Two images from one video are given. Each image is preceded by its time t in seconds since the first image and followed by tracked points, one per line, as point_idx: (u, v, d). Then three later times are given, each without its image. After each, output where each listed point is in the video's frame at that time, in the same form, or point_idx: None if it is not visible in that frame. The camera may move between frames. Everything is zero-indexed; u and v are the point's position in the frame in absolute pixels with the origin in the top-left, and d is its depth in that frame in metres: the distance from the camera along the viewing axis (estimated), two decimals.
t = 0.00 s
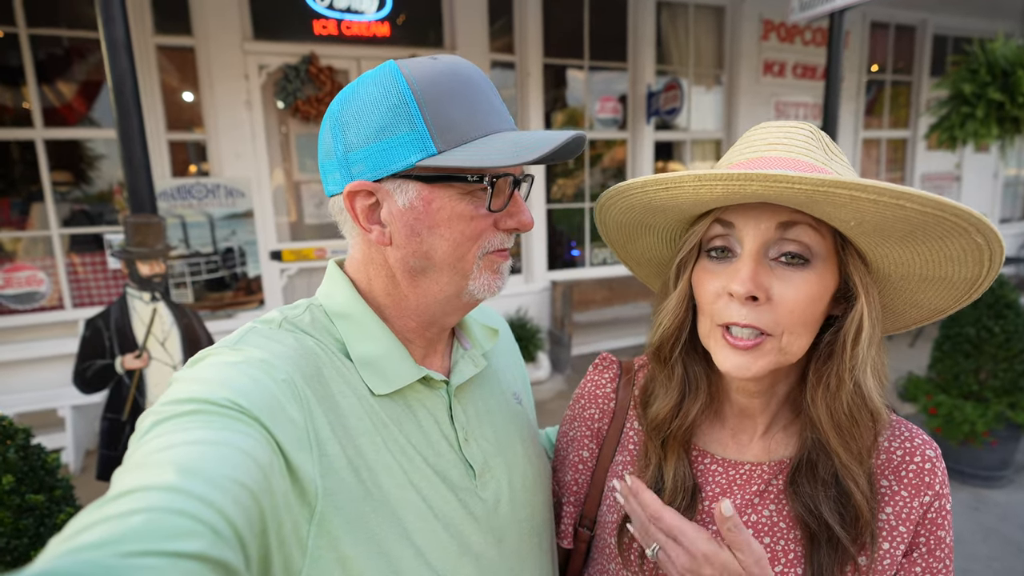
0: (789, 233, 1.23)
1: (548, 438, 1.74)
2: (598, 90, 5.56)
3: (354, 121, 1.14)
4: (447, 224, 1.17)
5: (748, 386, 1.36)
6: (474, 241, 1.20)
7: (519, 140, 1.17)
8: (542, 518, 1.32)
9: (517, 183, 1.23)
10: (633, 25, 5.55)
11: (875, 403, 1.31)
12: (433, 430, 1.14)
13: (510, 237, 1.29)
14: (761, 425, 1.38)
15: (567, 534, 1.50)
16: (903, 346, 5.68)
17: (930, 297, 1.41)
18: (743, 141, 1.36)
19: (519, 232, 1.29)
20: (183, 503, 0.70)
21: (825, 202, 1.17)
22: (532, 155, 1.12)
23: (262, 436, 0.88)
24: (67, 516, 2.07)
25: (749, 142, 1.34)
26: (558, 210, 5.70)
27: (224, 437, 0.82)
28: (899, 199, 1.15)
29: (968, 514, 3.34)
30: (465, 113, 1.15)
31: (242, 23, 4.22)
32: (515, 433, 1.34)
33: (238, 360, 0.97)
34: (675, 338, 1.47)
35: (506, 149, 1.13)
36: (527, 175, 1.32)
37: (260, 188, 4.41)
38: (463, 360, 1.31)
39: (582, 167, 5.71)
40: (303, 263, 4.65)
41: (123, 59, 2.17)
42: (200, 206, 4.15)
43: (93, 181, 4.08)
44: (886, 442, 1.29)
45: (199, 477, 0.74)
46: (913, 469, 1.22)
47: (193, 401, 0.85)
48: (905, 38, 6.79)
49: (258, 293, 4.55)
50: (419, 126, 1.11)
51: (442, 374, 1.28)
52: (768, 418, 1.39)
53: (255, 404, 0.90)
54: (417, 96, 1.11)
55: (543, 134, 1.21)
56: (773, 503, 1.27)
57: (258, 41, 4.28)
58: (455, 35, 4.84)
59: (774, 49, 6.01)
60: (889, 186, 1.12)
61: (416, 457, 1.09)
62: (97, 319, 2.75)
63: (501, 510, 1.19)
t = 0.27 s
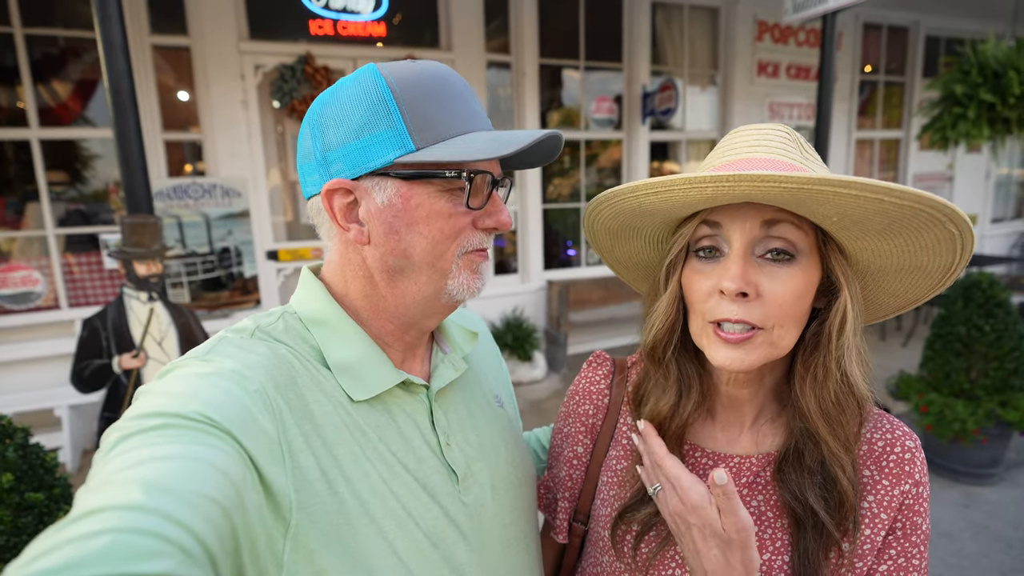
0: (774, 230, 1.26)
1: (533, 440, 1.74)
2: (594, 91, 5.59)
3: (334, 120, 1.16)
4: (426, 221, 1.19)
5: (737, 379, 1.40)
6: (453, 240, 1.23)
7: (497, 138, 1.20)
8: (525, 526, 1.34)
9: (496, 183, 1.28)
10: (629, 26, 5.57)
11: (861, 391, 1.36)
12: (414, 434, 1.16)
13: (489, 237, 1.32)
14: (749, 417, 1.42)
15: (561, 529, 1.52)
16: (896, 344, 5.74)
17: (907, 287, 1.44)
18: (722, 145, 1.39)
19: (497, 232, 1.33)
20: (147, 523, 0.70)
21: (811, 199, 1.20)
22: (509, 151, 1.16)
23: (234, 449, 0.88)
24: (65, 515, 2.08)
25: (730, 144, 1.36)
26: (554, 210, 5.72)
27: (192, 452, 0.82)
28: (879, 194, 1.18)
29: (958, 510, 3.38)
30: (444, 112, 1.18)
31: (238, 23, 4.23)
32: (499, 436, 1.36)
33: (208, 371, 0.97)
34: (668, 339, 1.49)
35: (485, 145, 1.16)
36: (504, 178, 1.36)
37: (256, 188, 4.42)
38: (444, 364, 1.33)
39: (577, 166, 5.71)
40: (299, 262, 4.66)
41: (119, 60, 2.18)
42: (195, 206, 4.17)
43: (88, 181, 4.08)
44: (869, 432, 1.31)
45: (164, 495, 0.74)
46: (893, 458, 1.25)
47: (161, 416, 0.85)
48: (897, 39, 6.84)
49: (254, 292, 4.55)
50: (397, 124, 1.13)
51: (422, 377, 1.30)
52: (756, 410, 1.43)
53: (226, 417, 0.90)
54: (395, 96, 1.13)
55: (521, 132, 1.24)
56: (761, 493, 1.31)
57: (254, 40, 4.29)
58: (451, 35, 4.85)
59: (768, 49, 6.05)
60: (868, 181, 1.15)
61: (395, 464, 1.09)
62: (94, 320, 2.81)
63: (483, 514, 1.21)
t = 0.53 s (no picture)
0: (770, 228, 1.29)
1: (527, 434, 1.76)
2: (601, 88, 5.60)
3: (328, 116, 1.22)
4: (401, 223, 1.20)
5: (740, 372, 1.43)
6: (427, 243, 1.23)
7: (475, 139, 1.20)
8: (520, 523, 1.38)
9: (478, 189, 1.27)
10: (636, 22, 5.57)
11: (857, 381, 1.38)
12: (410, 433, 1.19)
13: (472, 245, 1.31)
14: (750, 411, 1.45)
15: (571, 521, 1.55)
16: (905, 342, 5.71)
17: (900, 282, 1.46)
18: (720, 148, 1.41)
19: (479, 240, 1.32)
20: (147, 517, 0.74)
21: (800, 196, 1.23)
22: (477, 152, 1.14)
23: (233, 444, 0.91)
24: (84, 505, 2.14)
25: (731, 144, 1.39)
26: (561, 207, 5.74)
27: (190, 446, 0.85)
28: (864, 190, 1.21)
29: (965, 508, 3.38)
30: (427, 111, 1.19)
31: (248, 23, 4.28)
32: (493, 438, 1.40)
33: (206, 367, 1.00)
34: (670, 335, 1.52)
35: (457, 146, 1.16)
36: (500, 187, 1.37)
37: (266, 186, 4.48)
38: (440, 364, 1.37)
39: (584, 163, 5.71)
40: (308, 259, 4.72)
41: (134, 62, 2.23)
42: (207, 204, 4.25)
43: (102, 180, 4.16)
44: (866, 424, 1.33)
45: (163, 490, 0.77)
46: (890, 449, 1.27)
47: (159, 411, 0.88)
48: (909, 34, 6.79)
49: (265, 289, 4.62)
50: (380, 123, 1.17)
51: (419, 377, 1.35)
52: (757, 404, 1.45)
53: (225, 412, 0.93)
54: (382, 96, 1.17)
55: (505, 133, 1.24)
56: (763, 483, 1.32)
57: (264, 40, 4.34)
58: (458, 33, 4.88)
59: (777, 45, 6.03)
60: (854, 178, 1.17)
61: (392, 462, 1.13)
62: (110, 315, 2.86)
63: (480, 513, 1.25)
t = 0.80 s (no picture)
0: (764, 218, 1.28)
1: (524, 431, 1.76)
2: (604, 87, 5.60)
3: (331, 113, 1.22)
4: (398, 221, 1.20)
5: (742, 365, 1.43)
6: (424, 242, 1.23)
7: (473, 141, 1.19)
8: (524, 513, 1.41)
9: (475, 191, 1.27)
10: (639, 22, 5.57)
11: (858, 368, 1.37)
12: (411, 428, 1.19)
13: (468, 246, 1.31)
14: (755, 404, 1.45)
15: (577, 519, 1.53)
16: (909, 341, 5.70)
17: (901, 269, 1.45)
18: (713, 143, 1.40)
19: (476, 241, 1.31)
20: (150, 509, 0.73)
21: (790, 186, 1.22)
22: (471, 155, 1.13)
23: (235, 437, 0.91)
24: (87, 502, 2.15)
25: (723, 140, 1.38)
26: (564, 207, 5.74)
27: (193, 439, 0.85)
28: (853, 176, 1.20)
29: (969, 507, 3.37)
30: (428, 111, 1.19)
31: (251, 22, 4.29)
32: (494, 432, 1.40)
33: (209, 360, 0.99)
34: (671, 328, 1.53)
35: (454, 149, 1.15)
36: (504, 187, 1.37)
37: (269, 185, 4.49)
38: (441, 360, 1.37)
39: (587, 163, 5.71)
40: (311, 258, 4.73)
41: (138, 60, 2.24)
42: (211, 202, 4.26)
43: (106, 179, 4.18)
44: (870, 414, 1.33)
45: (167, 481, 0.77)
46: (896, 438, 1.27)
47: (162, 403, 0.87)
48: (912, 33, 6.77)
49: (268, 288, 4.63)
50: (379, 121, 1.17)
51: (420, 372, 1.35)
52: (761, 397, 1.46)
53: (227, 404, 0.93)
54: (382, 93, 1.17)
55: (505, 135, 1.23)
56: (770, 475, 1.32)
57: (267, 39, 4.35)
58: (461, 33, 4.88)
59: (780, 45, 6.02)
60: (842, 166, 1.17)
61: (393, 456, 1.13)
62: (114, 313, 2.86)
63: (480, 508, 1.25)
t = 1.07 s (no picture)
0: (779, 215, 1.25)
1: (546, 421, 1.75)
2: (611, 85, 5.56)
3: (350, 110, 1.26)
4: (406, 208, 1.20)
5: (755, 367, 1.40)
6: (433, 228, 1.22)
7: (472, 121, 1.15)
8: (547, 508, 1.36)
9: (484, 174, 1.24)
10: (646, 19, 5.52)
11: (878, 372, 1.34)
12: (441, 418, 1.17)
13: (482, 233, 1.28)
14: (769, 408, 1.41)
15: (582, 519, 1.53)
16: (920, 341, 5.62)
17: (924, 267, 1.41)
18: (728, 136, 1.37)
19: (490, 227, 1.28)
20: (200, 488, 0.71)
21: (802, 180, 1.19)
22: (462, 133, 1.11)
23: (277, 424, 0.90)
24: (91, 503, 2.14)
25: (735, 134, 1.35)
26: (570, 206, 5.71)
27: (239, 424, 0.84)
28: (872, 170, 1.17)
29: (983, 510, 3.31)
30: (429, 97, 1.17)
31: (257, 23, 4.28)
32: (520, 425, 1.37)
33: (251, 350, 0.99)
34: (681, 327, 1.50)
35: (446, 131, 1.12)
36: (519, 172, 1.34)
37: (275, 185, 4.50)
38: (468, 350, 1.34)
39: (593, 162, 5.69)
40: (317, 259, 4.73)
41: (143, 60, 2.23)
42: (217, 202, 4.27)
43: (113, 180, 4.19)
44: (891, 420, 1.29)
45: (216, 463, 0.75)
46: (918, 448, 1.23)
47: (208, 391, 0.87)
48: (924, 29, 6.67)
49: (273, 288, 4.63)
50: (385, 114, 1.17)
51: (449, 363, 1.32)
52: (775, 400, 1.42)
53: (268, 392, 0.92)
54: (388, 86, 1.18)
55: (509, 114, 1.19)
56: (783, 482, 1.29)
57: (273, 40, 4.34)
58: (466, 32, 4.85)
59: (789, 41, 5.95)
60: (860, 159, 1.14)
61: (425, 444, 1.11)
62: (119, 313, 2.84)
63: (508, 495, 1.23)
